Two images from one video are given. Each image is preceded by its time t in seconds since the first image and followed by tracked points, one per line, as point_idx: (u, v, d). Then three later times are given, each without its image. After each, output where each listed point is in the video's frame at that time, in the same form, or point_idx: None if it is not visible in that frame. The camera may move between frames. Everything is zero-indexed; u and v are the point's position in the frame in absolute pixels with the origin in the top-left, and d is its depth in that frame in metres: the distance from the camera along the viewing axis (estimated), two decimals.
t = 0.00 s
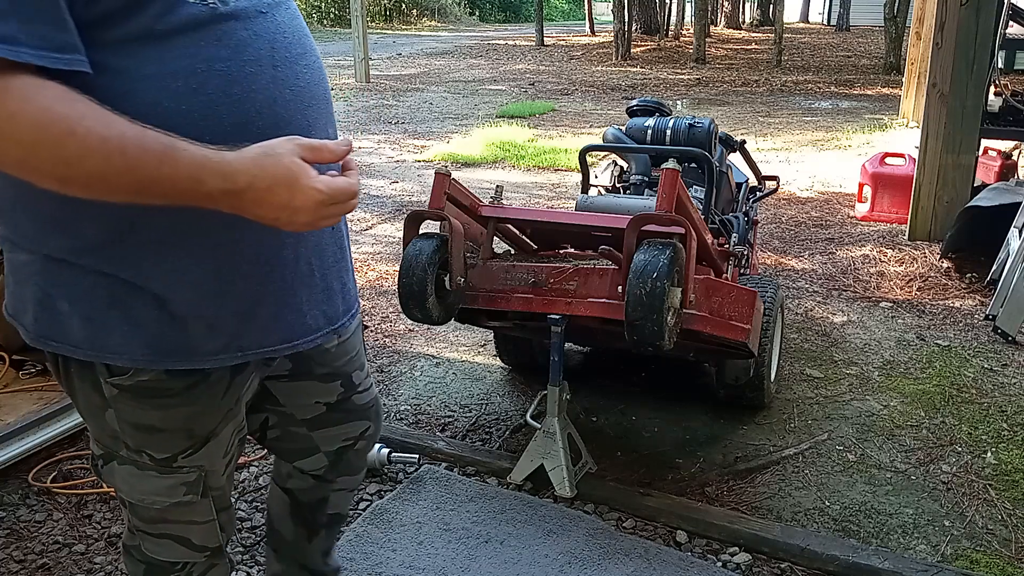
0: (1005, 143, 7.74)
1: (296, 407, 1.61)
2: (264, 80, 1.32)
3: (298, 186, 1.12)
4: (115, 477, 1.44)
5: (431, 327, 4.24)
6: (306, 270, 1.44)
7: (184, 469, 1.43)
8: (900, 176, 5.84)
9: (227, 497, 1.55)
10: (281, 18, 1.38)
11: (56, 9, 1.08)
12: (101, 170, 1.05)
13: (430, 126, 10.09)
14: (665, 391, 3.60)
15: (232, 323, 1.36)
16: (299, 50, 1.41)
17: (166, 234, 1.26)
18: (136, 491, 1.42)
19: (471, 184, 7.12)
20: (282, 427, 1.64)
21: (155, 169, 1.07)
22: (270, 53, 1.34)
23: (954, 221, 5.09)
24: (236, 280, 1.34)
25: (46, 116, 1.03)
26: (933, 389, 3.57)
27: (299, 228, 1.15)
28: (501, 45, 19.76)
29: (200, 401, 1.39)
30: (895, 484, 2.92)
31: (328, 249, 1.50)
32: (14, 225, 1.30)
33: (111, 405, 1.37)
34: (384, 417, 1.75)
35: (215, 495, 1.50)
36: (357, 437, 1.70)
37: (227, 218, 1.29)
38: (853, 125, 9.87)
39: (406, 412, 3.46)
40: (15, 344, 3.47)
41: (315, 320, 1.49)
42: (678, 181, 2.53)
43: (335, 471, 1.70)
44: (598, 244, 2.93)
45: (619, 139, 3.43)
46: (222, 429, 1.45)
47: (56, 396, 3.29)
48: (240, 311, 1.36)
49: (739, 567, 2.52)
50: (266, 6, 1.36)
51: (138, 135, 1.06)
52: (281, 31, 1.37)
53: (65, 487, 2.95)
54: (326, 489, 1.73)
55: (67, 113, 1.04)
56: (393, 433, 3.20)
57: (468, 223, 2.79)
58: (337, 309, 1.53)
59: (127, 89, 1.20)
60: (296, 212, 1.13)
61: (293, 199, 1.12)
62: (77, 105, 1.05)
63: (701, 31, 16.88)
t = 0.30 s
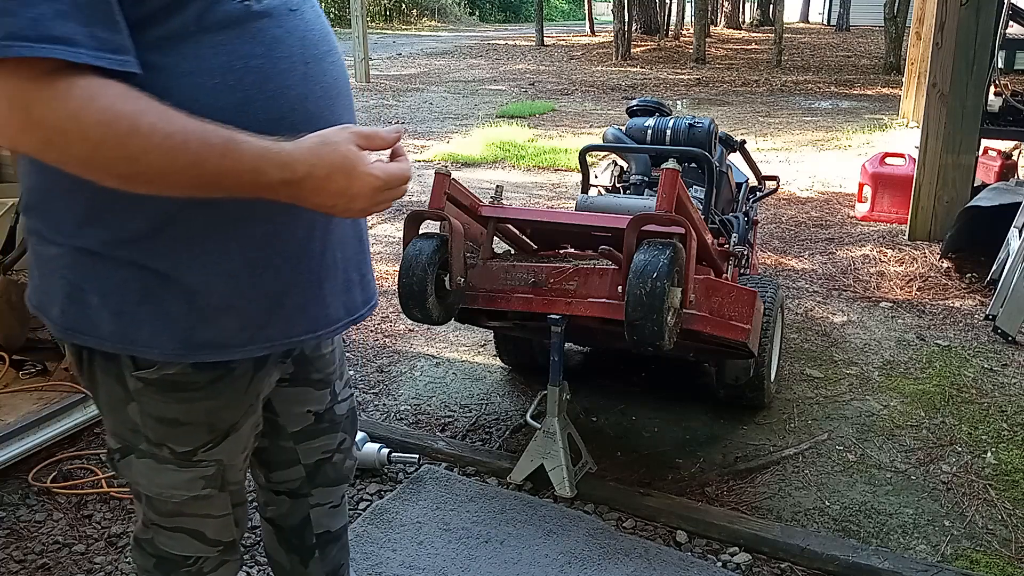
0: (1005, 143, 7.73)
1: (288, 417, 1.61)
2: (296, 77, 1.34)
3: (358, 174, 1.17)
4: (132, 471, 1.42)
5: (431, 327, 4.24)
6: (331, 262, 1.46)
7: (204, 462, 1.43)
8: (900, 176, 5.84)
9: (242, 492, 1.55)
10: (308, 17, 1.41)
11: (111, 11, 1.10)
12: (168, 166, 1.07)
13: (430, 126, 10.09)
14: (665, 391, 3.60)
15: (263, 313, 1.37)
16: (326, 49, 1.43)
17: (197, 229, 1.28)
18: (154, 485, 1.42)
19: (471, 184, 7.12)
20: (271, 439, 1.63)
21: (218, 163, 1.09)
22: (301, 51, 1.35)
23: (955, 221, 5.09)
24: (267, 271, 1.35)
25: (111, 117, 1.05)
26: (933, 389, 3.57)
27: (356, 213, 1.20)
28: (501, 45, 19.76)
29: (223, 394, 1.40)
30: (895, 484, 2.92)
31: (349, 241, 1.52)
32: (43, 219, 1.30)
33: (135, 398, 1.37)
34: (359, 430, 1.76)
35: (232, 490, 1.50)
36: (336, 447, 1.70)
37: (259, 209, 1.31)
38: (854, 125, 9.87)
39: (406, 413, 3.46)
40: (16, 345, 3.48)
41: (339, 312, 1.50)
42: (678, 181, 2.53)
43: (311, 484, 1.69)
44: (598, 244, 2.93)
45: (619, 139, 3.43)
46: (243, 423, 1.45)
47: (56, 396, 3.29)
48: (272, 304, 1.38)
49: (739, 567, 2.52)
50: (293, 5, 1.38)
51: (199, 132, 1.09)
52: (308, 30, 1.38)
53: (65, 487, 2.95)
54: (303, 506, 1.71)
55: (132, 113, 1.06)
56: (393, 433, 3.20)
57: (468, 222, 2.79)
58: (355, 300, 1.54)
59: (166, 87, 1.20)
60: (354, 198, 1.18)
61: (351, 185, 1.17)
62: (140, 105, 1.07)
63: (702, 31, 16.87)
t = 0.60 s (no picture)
0: (1005, 143, 7.73)
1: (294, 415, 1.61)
2: (338, 60, 1.34)
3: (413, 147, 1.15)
4: (164, 462, 1.42)
5: (431, 327, 4.24)
6: (374, 243, 1.46)
7: (239, 452, 1.43)
8: (900, 176, 5.84)
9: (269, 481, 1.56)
10: (341, 6, 1.42)
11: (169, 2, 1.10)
12: (230, 149, 1.07)
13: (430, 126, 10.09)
14: (665, 391, 3.60)
15: (312, 294, 1.37)
16: (359, 34, 1.44)
17: (250, 216, 1.27)
18: (189, 474, 1.42)
19: (471, 184, 7.12)
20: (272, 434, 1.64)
21: (277, 143, 1.09)
22: (340, 34, 1.36)
23: (955, 221, 5.09)
24: (317, 253, 1.35)
25: (176, 106, 1.05)
26: (933, 389, 3.57)
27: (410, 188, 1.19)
28: (501, 45, 19.77)
29: (265, 384, 1.41)
30: (895, 484, 2.92)
31: (389, 222, 1.52)
32: (95, 212, 1.29)
33: (177, 389, 1.36)
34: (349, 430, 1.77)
35: (263, 479, 1.51)
36: (325, 444, 1.72)
37: (310, 191, 1.31)
38: (853, 125, 9.87)
39: (406, 412, 3.46)
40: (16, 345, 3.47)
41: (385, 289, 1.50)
42: (678, 180, 2.53)
43: (296, 481, 1.72)
44: (598, 244, 2.93)
45: (619, 139, 3.43)
46: (279, 414, 1.46)
47: (56, 396, 3.27)
48: (321, 285, 1.37)
49: (739, 567, 2.52)
50: None
51: (259, 114, 1.09)
52: (344, 16, 1.39)
53: (65, 487, 2.95)
54: (287, 504, 1.74)
55: (194, 100, 1.06)
56: (393, 433, 3.20)
57: (468, 223, 2.79)
58: (399, 279, 1.53)
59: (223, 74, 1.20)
60: (406, 171, 1.16)
61: (404, 159, 1.14)
62: (200, 91, 1.07)
63: (701, 31, 16.87)
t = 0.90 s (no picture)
0: (1005, 143, 7.72)
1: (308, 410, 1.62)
2: (366, 58, 1.36)
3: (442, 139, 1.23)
4: (178, 450, 1.46)
5: (431, 327, 4.24)
6: (397, 239, 1.47)
7: (252, 445, 1.45)
8: (900, 176, 5.84)
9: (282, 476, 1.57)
10: (372, 5, 1.43)
11: None
12: (266, 133, 1.11)
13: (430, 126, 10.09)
14: (665, 391, 3.60)
15: (332, 287, 1.38)
16: (389, 32, 1.46)
17: (275, 207, 1.30)
18: (201, 464, 1.45)
19: (471, 184, 7.12)
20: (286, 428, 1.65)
21: (314, 128, 1.13)
22: (369, 34, 1.37)
23: (955, 221, 5.09)
24: (340, 245, 1.36)
25: (217, 89, 1.09)
26: (933, 389, 3.57)
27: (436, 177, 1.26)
28: (501, 46, 19.76)
29: (281, 378, 1.43)
30: (895, 484, 2.92)
31: (412, 219, 1.53)
32: (126, 200, 1.32)
33: (194, 379, 1.40)
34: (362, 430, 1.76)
35: (275, 473, 1.53)
36: (337, 442, 1.72)
37: (332, 184, 1.33)
38: (853, 125, 9.86)
39: (406, 412, 3.46)
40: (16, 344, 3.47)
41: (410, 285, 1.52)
42: (678, 181, 2.53)
43: (305, 477, 1.72)
44: (598, 244, 2.93)
45: (619, 139, 3.43)
46: (294, 409, 1.48)
47: (57, 396, 3.25)
48: (345, 279, 1.39)
49: (739, 567, 2.52)
50: None
51: (296, 101, 1.13)
52: (373, 14, 1.41)
53: (65, 487, 2.95)
54: (294, 499, 1.75)
55: (234, 84, 1.10)
56: (393, 433, 3.20)
57: (467, 223, 2.79)
58: (417, 277, 1.55)
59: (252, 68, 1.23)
60: (436, 160, 1.24)
61: (435, 146, 1.23)
62: (240, 77, 1.11)
63: (702, 31, 16.86)
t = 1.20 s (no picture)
0: (1005, 143, 7.72)
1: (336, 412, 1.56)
2: (379, 59, 1.32)
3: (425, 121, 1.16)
4: (215, 454, 1.42)
5: (431, 327, 4.24)
6: (404, 246, 1.40)
7: (285, 441, 1.39)
8: (900, 176, 5.84)
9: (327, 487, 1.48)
10: (397, 9, 1.40)
11: None
12: (246, 99, 1.09)
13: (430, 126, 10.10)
14: (665, 391, 3.60)
15: (333, 286, 1.33)
16: (412, 37, 1.42)
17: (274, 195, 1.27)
18: (236, 465, 1.40)
19: (471, 184, 7.13)
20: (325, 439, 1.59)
21: (295, 100, 1.11)
22: (386, 36, 1.34)
23: (954, 221, 5.09)
24: (337, 237, 1.32)
25: (201, 51, 1.07)
26: (933, 389, 3.57)
27: (423, 162, 1.19)
28: (501, 45, 19.78)
29: (302, 366, 1.37)
30: (895, 484, 2.92)
31: (426, 230, 1.45)
32: (141, 184, 1.35)
33: (217, 369, 1.38)
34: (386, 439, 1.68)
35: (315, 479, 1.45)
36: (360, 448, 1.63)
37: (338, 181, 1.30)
38: (853, 125, 9.86)
39: (406, 412, 3.46)
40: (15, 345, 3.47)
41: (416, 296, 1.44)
42: (678, 181, 2.53)
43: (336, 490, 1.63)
44: (598, 244, 2.93)
45: (619, 139, 3.43)
46: (325, 403, 1.41)
47: (57, 396, 3.24)
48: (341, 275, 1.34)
49: (739, 567, 2.52)
50: None
51: (280, 72, 1.10)
52: (396, 18, 1.38)
53: (65, 487, 2.95)
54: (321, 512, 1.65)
55: (219, 50, 1.07)
56: (393, 433, 3.20)
57: (467, 223, 2.80)
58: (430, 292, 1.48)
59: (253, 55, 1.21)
60: (416, 142, 1.17)
61: (416, 126, 1.16)
62: (228, 44, 1.09)
63: (701, 31, 16.87)
